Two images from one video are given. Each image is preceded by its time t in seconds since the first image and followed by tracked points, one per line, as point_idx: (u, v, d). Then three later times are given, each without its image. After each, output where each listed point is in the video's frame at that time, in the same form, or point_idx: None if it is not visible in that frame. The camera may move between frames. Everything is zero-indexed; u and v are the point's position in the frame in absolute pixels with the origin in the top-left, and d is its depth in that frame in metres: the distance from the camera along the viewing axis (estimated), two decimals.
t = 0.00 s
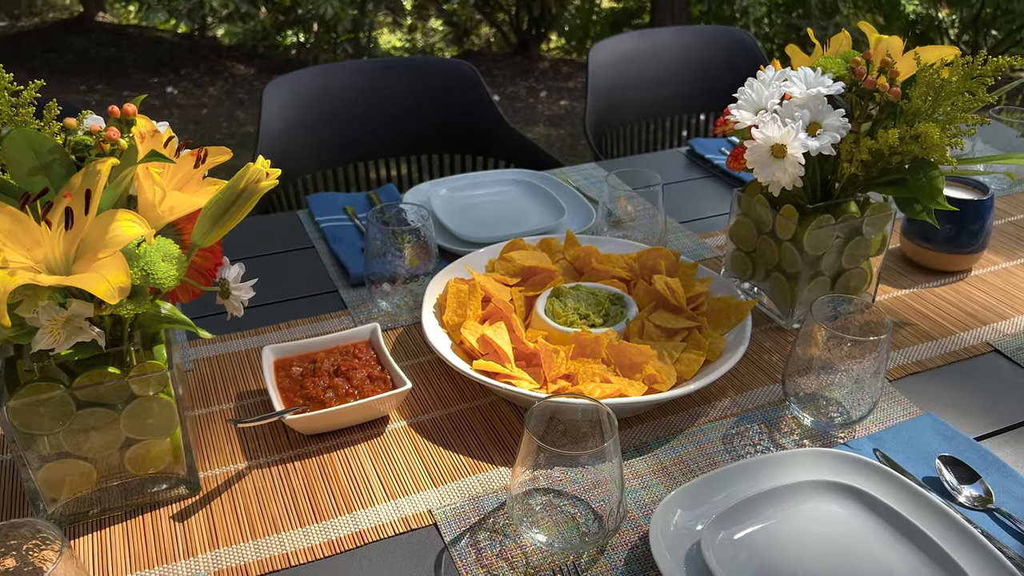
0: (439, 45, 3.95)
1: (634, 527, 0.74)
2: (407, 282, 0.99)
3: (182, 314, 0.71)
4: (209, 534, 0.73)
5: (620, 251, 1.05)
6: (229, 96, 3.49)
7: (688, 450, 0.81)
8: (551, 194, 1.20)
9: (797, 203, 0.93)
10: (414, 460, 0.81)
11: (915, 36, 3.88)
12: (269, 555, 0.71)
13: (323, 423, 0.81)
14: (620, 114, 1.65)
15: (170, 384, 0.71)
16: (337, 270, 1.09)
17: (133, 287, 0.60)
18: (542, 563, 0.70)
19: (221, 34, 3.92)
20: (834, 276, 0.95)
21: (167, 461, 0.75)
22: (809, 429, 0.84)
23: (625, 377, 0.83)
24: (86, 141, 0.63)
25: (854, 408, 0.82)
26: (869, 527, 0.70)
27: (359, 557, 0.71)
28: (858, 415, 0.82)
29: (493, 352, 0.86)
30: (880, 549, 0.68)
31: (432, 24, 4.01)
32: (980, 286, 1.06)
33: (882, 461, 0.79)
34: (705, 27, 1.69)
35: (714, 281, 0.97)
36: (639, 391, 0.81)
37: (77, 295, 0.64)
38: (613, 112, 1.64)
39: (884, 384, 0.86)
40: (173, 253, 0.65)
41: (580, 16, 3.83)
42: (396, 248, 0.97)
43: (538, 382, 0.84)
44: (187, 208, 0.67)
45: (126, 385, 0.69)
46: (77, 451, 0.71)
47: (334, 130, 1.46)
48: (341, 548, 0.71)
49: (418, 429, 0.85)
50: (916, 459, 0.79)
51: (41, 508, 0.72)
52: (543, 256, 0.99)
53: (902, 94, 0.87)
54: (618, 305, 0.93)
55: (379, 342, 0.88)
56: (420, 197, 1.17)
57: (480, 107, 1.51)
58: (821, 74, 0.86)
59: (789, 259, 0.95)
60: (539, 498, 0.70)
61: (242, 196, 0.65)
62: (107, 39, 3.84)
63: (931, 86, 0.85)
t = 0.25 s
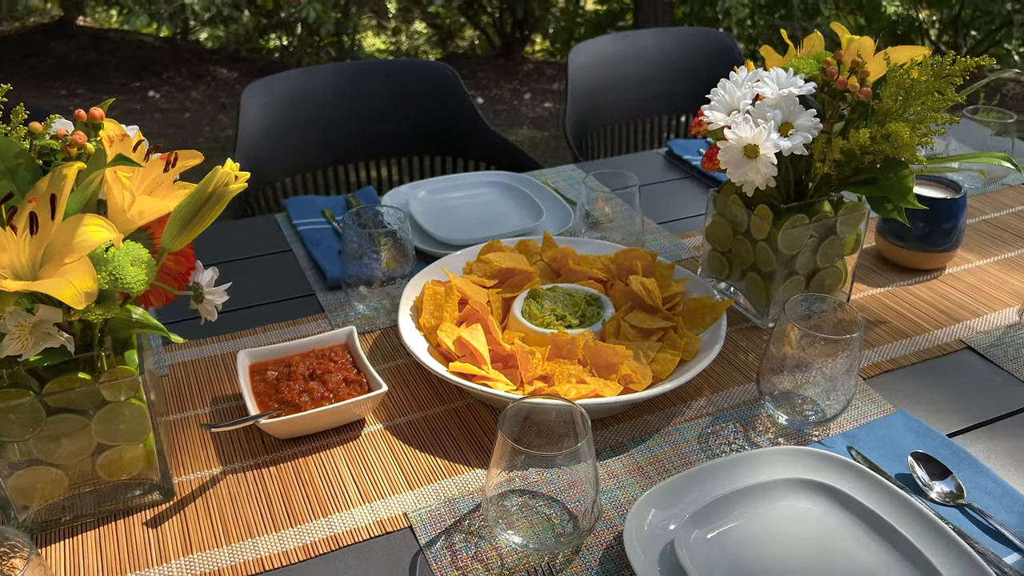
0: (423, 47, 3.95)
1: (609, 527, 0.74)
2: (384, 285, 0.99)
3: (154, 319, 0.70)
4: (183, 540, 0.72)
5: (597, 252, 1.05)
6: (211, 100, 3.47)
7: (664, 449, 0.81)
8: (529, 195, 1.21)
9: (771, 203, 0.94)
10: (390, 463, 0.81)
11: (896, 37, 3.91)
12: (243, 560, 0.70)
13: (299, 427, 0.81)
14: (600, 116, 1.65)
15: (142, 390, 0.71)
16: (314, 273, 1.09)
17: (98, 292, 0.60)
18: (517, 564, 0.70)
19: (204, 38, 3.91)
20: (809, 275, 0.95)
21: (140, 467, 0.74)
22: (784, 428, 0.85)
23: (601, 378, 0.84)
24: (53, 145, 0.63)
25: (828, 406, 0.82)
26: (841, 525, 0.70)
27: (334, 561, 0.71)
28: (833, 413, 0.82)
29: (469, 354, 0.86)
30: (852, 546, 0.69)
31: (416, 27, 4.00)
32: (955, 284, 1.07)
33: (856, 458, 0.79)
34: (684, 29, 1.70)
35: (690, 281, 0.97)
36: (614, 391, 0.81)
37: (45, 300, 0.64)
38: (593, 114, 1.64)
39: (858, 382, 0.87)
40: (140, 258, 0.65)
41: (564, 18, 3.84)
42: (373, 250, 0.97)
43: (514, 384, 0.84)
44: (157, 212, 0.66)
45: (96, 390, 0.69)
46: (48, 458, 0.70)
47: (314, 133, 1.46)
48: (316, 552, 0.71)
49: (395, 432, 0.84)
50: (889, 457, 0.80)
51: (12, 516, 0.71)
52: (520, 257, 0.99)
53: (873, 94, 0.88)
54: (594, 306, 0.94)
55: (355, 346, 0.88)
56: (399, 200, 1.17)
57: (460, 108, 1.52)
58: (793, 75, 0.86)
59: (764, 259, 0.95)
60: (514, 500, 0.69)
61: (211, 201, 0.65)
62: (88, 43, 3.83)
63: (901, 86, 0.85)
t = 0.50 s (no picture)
0: (407, 50, 3.95)
1: (584, 527, 0.74)
2: (361, 288, 0.99)
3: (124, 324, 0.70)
4: (156, 546, 0.72)
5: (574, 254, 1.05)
6: (194, 104, 3.46)
7: (638, 449, 0.82)
8: (507, 198, 1.21)
9: (745, 204, 0.95)
10: (365, 467, 0.81)
11: (877, 37, 3.94)
12: (217, 565, 0.70)
13: (273, 431, 0.80)
14: (579, 118, 1.66)
15: (113, 396, 0.71)
16: (291, 278, 1.08)
17: (65, 298, 0.59)
18: (491, 566, 0.70)
19: (186, 42, 3.89)
20: (783, 275, 0.96)
21: (113, 473, 0.74)
22: (758, 426, 0.85)
23: (576, 379, 0.84)
24: (19, 151, 0.63)
25: (801, 404, 0.83)
26: (812, 522, 0.71)
27: (308, 565, 0.70)
28: (806, 411, 0.83)
29: (445, 357, 0.86)
30: (823, 543, 0.69)
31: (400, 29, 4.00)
32: (927, 282, 1.08)
33: (828, 456, 0.80)
34: (662, 31, 1.71)
35: (666, 282, 0.98)
36: (589, 392, 0.81)
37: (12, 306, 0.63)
38: (572, 116, 1.65)
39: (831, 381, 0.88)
40: (110, 263, 0.64)
41: (547, 21, 3.85)
42: (349, 254, 0.96)
43: (490, 386, 0.84)
44: (126, 217, 0.66)
45: (66, 397, 0.68)
46: (18, 465, 0.70)
47: (292, 136, 1.46)
48: (290, 556, 0.71)
49: (370, 435, 0.84)
50: (862, 454, 0.80)
51: None
52: (497, 260, 0.99)
53: (842, 95, 0.89)
54: (570, 307, 0.94)
55: (330, 350, 0.88)
56: (377, 204, 1.17)
57: (439, 110, 1.52)
58: (764, 76, 0.87)
59: (739, 260, 0.96)
60: (488, 502, 0.70)
61: (179, 205, 0.64)
62: (68, 47, 3.80)
63: (870, 86, 0.86)
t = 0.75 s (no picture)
0: (390, 53, 3.94)
1: (558, 527, 0.74)
2: (336, 291, 0.99)
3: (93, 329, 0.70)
4: (128, 552, 0.72)
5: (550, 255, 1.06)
6: (176, 107, 3.44)
7: (613, 449, 0.82)
8: (484, 199, 1.22)
9: (718, 204, 0.95)
10: (340, 470, 0.81)
11: (858, 37, 3.98)
12: (189, 571, 0.70)
13: (247, 436, 0.80)
14: (558, 119, 1.66)
15: (83, 402, 0.70)
16: (268, 281, 1.08)
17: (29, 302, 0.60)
18: (465, 567, 0.70)
19: (168, 45, 3.88)
20: (756, 274, 0.97)
21: (84, 480, 0.73)
22: (731, 425, 0.86)
23: (551, 380, 0.84)
24: None
25: (774, 403, 0.83)
26: (783, 520, 0.71)
27: (281, 569, 0.70)
28: (779, 409, 0.83)
29: (420, 359, 0.86)
30: (794, 540, 0.70)
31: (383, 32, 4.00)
32: (901, 280, 1.09)
33: (800, 454, 0.80)
34: (640, 32, 1.72)
35: (641, 282, 0.99)
36: (564, 392, 0.82)
37: None
38: (552, 118, 1.66)
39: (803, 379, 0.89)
40: (77, 268, 0.64)
41: (530, 23, 3.86)
42: (325, 257, 0.96)
43: (465, 388, 0.84)
44: (94, 223, 0.66)
45: (35, 404, 0.68)
46: None
47: (269, 140, 1.45)
48: (263, 561, 0.71)
49: (345, 438, 0.84)
50: (834, 451, 0.81)
51: None
52: (473, 261, 1.00)
53: (813, 95, 0.90)
54: (545, 309, 0.94)
55: (305, 353, 0.88)
56: (354, 206, 1.17)
57: (418, 113, 1.53)
58: (735, 77, 0.87)
59: (713, 260, 0.97)
60: (462, 503, 0.70)
61: (146, 210, 0.64)
62: (49, 52, 3.78)
63: (840, 87, 0.87)
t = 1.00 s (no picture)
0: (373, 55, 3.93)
1: (533, 527, 0.75)
2: (312, 294, 0.99)
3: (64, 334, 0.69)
4: (100, 558, 0.71)
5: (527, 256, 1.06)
6: (157, 111, 3.42)
7: (588, 448, 0.83)
8: (461, 201, 1.22)
9: (692, 204, 0.96)
10: (315, 472, 0.80)
11: (839, 38, 4.00)
12: None
13: (221, 440, 0.80)
14: (537, 121, 1.67)
15: (54, 407, 0.70)
16: (244, 285, 1.08)
17: None
18: (440, 568, 0.70)
19: (148, 49, 3.85)
20: (732, 273, 0.98)
21: (56, 485, 0.73)
22: (706, 423, 0.86)
23: (527, 380, 0.84)
24: None
25: (748, 400, 0.84)
26: (756, 516, 0.72)
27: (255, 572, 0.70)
28: (753, 407, 0.84)
29: (396, 361, 0.86)
30: (766, 536, 0.70)
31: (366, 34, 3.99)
32: (875, 278, 1.10)
33: (774, 451, 0.81)
34: (618, 34, 1.73)
35: (617, 282, 0.99)
36: (539, 392, 0.82)
37: None
38: (531, 120, 1.66)
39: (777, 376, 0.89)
40: (44, 272, 0.63)
41: (513, 25, 3.86)
42: (300, 260, 0.96)
43: (441, 389, 0.84)
44: (63, 227, 0.65)
45: (4, 410, 0.67)
46: None
47: (247, 141, 1.45)
48: (237, 564, 0.71)
49: (321, 441, 0.84)
50: (807, 448, 0.82)
51: None
52: (450, 263, 1.00)
53: (784, 95, 0.90)
54: (522, 309, 0.95)
55: (280, 356, 0.87)
56: (330, 209, 1.17)
57: (398, 114, 1.53)
58: (707, 77, 0.87)
59: (688, 259, 0.97)
60: (436, 505, 0.70)
61: (114, 213, 0.64)
62: (28, 56, 3.75)
63: (810, 86, 0.88)
